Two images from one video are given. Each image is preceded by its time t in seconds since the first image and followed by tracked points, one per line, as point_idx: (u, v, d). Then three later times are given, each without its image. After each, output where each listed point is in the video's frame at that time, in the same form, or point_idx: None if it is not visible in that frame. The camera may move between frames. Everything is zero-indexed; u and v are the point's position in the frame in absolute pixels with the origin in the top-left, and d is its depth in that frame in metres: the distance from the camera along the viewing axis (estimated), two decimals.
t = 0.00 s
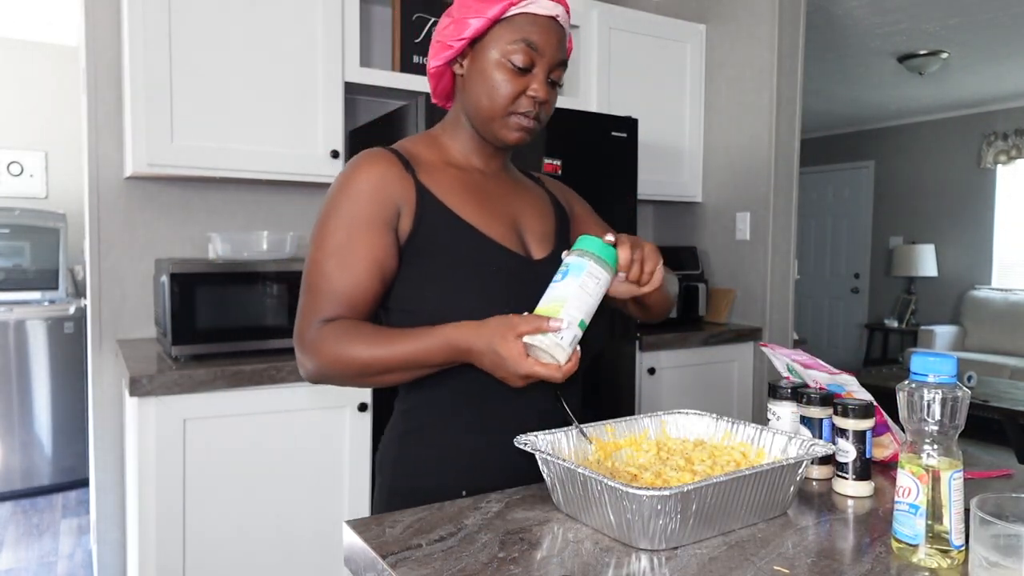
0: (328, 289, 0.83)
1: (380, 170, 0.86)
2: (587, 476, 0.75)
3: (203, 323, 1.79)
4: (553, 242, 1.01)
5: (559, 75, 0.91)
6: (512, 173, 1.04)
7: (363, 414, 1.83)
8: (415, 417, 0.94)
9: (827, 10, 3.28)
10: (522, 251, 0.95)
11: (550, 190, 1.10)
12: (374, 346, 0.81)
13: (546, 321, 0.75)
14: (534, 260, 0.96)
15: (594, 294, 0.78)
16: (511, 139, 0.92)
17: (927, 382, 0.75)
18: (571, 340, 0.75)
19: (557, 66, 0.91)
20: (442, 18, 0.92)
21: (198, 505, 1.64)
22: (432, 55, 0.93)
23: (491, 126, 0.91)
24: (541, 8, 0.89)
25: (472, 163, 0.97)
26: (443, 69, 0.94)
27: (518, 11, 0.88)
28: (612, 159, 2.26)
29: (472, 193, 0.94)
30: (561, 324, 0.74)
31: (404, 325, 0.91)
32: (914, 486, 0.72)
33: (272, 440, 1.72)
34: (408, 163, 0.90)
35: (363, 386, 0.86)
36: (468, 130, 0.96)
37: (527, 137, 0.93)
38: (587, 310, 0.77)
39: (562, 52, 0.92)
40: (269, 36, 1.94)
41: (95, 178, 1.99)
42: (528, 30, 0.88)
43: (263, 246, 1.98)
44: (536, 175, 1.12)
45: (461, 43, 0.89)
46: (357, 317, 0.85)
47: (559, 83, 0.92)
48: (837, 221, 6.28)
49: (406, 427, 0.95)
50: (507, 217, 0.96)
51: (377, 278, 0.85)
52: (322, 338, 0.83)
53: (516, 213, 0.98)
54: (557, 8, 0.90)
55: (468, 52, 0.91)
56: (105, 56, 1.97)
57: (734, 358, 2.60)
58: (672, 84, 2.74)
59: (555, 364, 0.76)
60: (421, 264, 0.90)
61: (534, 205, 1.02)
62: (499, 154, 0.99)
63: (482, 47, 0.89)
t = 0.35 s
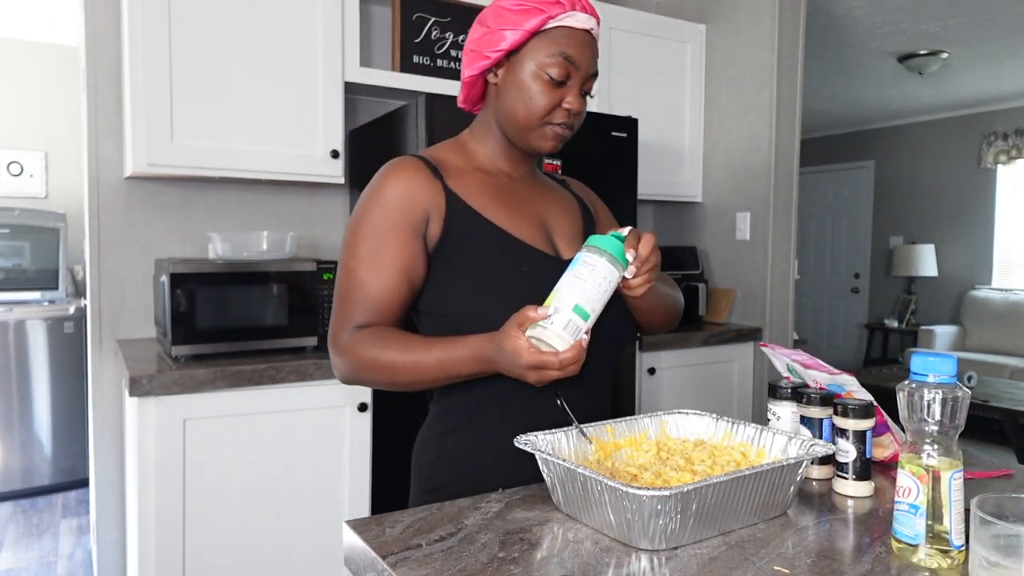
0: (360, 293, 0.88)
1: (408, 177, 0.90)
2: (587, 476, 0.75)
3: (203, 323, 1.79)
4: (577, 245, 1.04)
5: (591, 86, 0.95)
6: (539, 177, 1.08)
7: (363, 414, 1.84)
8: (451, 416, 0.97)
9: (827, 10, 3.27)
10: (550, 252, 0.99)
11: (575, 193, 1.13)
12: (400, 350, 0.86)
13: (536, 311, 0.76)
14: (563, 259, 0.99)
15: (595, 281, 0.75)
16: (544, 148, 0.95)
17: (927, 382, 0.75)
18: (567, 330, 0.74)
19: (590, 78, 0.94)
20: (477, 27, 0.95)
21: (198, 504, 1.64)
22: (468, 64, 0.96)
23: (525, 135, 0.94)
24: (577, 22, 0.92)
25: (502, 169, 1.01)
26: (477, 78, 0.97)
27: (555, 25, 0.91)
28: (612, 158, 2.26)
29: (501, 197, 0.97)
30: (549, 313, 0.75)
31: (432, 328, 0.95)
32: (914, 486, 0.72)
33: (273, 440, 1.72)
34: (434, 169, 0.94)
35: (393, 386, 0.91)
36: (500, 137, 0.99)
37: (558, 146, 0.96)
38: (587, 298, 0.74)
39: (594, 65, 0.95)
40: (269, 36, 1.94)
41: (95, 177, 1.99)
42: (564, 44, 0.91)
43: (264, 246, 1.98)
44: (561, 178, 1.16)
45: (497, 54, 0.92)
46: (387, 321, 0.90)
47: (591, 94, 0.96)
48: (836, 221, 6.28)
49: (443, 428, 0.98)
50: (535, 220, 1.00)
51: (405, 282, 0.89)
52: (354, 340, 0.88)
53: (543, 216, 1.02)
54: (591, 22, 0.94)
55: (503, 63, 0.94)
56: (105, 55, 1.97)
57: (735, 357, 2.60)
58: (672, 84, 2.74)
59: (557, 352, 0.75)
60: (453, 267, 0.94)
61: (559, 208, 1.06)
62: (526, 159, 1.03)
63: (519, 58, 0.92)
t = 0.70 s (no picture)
0: (380, 288, 0.90)
1: (428, 176, 0.93)
2: (587, 476, 0.75)
3: (203, 323, 1.79)
4: (594, 244, 1.06)
5: (613, 91, 0.96)
6: (560, 175, 1.10)
7: (363, 414, 1.84)
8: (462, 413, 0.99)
9: (827, 10, 3.27)
10: (567, 253, 1.01)
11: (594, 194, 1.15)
12: (412, 337, 0.86)
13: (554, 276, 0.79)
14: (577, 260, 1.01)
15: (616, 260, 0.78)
16: (560, 150, 0.98)
17: (926, 382, 0.75)
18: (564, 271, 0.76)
19: (613, 83, 0.96)
20: (505, 25, 0.97)
21: (198, 504, 1.64)
22: (493, 61, 0.98)
23: (544, 136, 0.96)
24: (604, 27, 0.94)
25: (522, 169, 1.03)
26: (501, 75, 1.00)
27: (581, 28, 0.93)
28: (612, 158, 2.26)
29: (520, 198, 1.00)
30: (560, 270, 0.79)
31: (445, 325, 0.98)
32: (914, 486, 0.72)
33: (273, 440, 1.72)
34: (454, 171, 0.96)
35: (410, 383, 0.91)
36: (522, 137, 1.02)
37: (576, 149, 0.98)
38: (611, 275, 0.76)
39: (619, 70, 0.97)
40: (269, 36, 1.94)
41: (95, 177, 1.99)
42: (589, 48, 0.93)
43: (264, 246, 1.98)
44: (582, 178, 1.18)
45: (522, 53, 0.95)
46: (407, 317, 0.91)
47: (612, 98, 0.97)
48: (836, 221, 6.28)
49: (457, 419, 1.00)
50: (553, 220, 1.02)
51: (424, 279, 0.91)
52: (371, 333, 0.89)
53: (561, 217, 1.04)
54: (619, 27, 0.96)
55: (527, 62, 0.97)
56: (105, 56, 1.97)
57: (734, 358, 2.60)
58: (672, 84, 2.74)
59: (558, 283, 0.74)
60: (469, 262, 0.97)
61: (578, 209, 1.08)
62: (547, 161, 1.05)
63: (543, 59, 0.94)
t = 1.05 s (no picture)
0: (392, 268, 0.89)
1: (454, 167, 0.93)
2: (587, 476, 0.75)
3: (203, 323, 1.79)
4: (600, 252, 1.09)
5: (633, 100, 0.97)
6: (570, 181, 1.12)
7: (363, 414, 1.83)
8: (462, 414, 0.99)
9: (827, 10, 3.27)
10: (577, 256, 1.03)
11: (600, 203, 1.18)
12: (419, 316, 0.85)
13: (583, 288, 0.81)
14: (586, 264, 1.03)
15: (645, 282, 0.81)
16: (575, 154, 0.99)
17: (927, 382, 0.75)
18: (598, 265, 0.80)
19: (633, 93, 0.96)
20: (532, 26, 0.98)
21: (198, 504, 1.64)
22: (516, 61, 0.99)
23: (561, 139, 0.97)
24: (629, 36, 0.93)
25: (539, 169, 1.05)
26: (524, 75, 1.01)
27: (606, 36, 0.93)
28: (612, 158, 2.26)
29: (535, 198, 1.01)
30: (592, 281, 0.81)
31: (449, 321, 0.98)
32: (915, 486, 0.72)
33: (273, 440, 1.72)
34: (480, 166, 0.97)
35: (404, 366, 0.89)
36: (541, 138, 1.03)
37: (591, 155, 0.99)
38: (644, 277, 0.80)
39: (641, 79, 0.97)
40: (269, 36, 1.94)
41: (95, 177, 1.99)
42: (612, 56, 0.93)
43: (264, 246, 1.97)
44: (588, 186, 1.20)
45: (545, 55, 0.95)
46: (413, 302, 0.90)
47: (632, 108, 0.98)
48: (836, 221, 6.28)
49: (465, 419, 1.00)
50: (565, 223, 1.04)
51: (436, 268, 0.91)
52: (374, 310, 0.88)
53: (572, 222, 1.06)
54: (645, 37, 0.95)
55: (550, 64, 0.97)
56: (104, 55, 1.97)
57: (735, 358, 2.60)
58: (672, 84, 2.74)
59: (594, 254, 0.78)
60: (475, 261, 0.97)
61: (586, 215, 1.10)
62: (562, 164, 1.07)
63: (566, 63, 0.95)
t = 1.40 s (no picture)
0: (399, 258, 0.89)
1: (470, 165, 0.93)
2: (587, 476, 0.75)
3: (203, 324, 1.79)
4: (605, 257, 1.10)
5: (642, 108, 0.97)
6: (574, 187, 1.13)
7: (363, 414, 1.83)
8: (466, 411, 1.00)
9: (827, 10, 3.27)
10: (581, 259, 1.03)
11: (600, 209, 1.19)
12: (419, 303, 0.85)
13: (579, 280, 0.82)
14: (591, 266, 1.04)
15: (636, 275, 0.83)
16: (583, 158, 0.99)
17: (927, 382, 0.75)
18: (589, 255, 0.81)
19: (642, 101, 0.97)
20: (545, 31, 0.98)
21: (199, 504, 1.64)
22: (529, 65, 1.00)
23: (570, 143, 0.98)
24: (641, 45, 0.95)
25: (547, 171, 1.05)
26: (536, 79, 1.01)
27: (619, 43, 0.94)
28: (612, 157, 2.25)
29: (543, 200, 1.01)
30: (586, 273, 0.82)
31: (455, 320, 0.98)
32: (915, 486, 0.72)
33: (273, 440, 1.72)
34: (494, 165, 0.97)
35: (400, 352, 0.90)
36: (550, 141, 1.03)
37: (599, 159, 0.99)
38: (635, 265, 0.82)
39: (650, 89, 0.98)
40: (269, 36, 1.94)
41: (95, 177, 1.99)
42: (624, 63, 0.94)
43: (264, 246, 1.97)
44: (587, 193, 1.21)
45: (558, 60, 0.96)
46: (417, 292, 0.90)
47: (639, 116, 0.99)
48: (836, 221, 6.28)
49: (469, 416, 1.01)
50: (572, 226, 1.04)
51: (443, 262, 0.91)
52: (376, 295, 0.88)
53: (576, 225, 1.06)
54: (656, 47, 0.97)
55: (562, 69, 0.98)
56: (105, 55, 1.97)
57: (735, 357, 2.59)
58: (672, 84, 2.74)
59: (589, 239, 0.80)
60: (479, 261, 0.98)
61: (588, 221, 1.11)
62: (570, 167, 1.07)
63: (578, 68, 0.95)
